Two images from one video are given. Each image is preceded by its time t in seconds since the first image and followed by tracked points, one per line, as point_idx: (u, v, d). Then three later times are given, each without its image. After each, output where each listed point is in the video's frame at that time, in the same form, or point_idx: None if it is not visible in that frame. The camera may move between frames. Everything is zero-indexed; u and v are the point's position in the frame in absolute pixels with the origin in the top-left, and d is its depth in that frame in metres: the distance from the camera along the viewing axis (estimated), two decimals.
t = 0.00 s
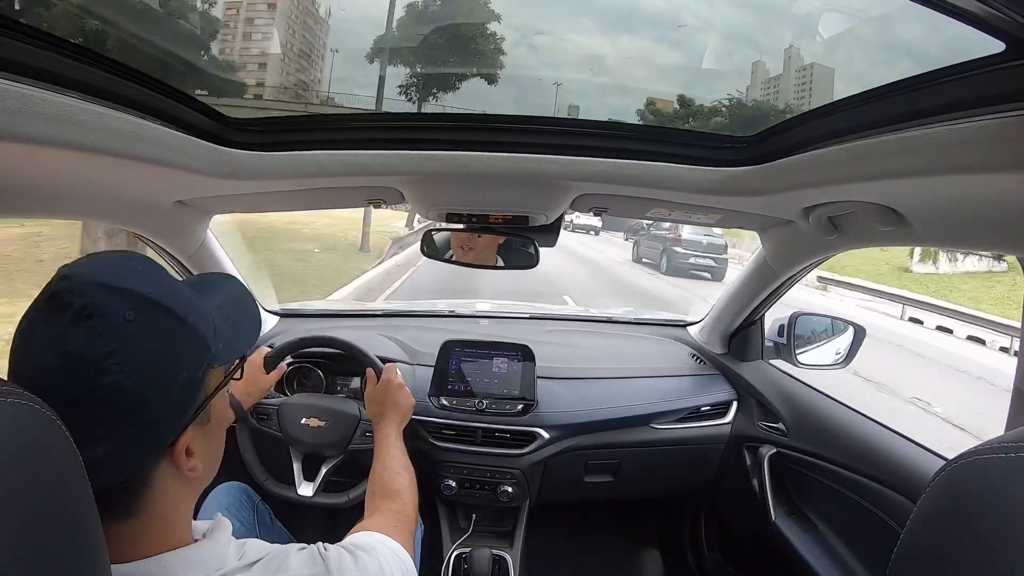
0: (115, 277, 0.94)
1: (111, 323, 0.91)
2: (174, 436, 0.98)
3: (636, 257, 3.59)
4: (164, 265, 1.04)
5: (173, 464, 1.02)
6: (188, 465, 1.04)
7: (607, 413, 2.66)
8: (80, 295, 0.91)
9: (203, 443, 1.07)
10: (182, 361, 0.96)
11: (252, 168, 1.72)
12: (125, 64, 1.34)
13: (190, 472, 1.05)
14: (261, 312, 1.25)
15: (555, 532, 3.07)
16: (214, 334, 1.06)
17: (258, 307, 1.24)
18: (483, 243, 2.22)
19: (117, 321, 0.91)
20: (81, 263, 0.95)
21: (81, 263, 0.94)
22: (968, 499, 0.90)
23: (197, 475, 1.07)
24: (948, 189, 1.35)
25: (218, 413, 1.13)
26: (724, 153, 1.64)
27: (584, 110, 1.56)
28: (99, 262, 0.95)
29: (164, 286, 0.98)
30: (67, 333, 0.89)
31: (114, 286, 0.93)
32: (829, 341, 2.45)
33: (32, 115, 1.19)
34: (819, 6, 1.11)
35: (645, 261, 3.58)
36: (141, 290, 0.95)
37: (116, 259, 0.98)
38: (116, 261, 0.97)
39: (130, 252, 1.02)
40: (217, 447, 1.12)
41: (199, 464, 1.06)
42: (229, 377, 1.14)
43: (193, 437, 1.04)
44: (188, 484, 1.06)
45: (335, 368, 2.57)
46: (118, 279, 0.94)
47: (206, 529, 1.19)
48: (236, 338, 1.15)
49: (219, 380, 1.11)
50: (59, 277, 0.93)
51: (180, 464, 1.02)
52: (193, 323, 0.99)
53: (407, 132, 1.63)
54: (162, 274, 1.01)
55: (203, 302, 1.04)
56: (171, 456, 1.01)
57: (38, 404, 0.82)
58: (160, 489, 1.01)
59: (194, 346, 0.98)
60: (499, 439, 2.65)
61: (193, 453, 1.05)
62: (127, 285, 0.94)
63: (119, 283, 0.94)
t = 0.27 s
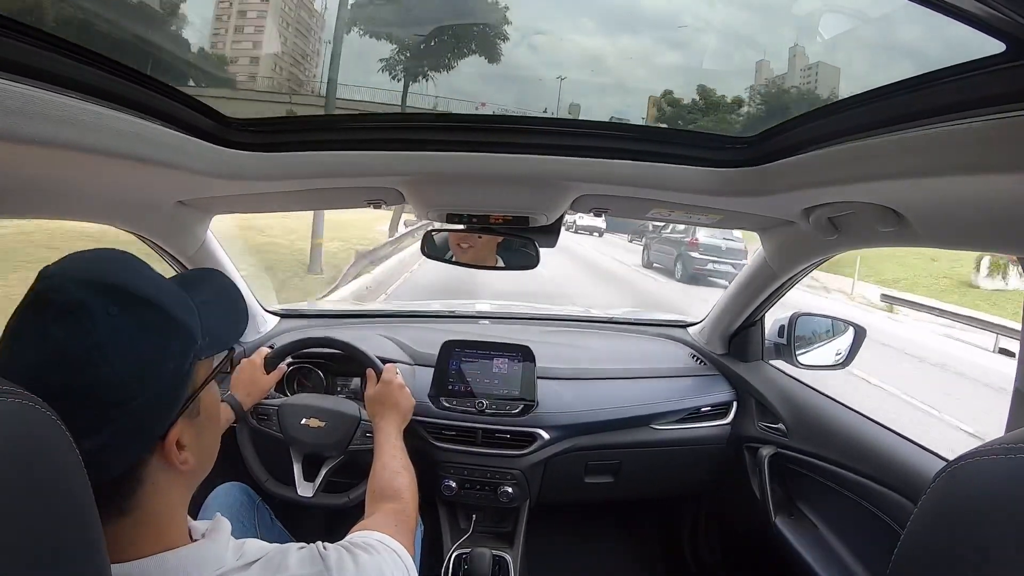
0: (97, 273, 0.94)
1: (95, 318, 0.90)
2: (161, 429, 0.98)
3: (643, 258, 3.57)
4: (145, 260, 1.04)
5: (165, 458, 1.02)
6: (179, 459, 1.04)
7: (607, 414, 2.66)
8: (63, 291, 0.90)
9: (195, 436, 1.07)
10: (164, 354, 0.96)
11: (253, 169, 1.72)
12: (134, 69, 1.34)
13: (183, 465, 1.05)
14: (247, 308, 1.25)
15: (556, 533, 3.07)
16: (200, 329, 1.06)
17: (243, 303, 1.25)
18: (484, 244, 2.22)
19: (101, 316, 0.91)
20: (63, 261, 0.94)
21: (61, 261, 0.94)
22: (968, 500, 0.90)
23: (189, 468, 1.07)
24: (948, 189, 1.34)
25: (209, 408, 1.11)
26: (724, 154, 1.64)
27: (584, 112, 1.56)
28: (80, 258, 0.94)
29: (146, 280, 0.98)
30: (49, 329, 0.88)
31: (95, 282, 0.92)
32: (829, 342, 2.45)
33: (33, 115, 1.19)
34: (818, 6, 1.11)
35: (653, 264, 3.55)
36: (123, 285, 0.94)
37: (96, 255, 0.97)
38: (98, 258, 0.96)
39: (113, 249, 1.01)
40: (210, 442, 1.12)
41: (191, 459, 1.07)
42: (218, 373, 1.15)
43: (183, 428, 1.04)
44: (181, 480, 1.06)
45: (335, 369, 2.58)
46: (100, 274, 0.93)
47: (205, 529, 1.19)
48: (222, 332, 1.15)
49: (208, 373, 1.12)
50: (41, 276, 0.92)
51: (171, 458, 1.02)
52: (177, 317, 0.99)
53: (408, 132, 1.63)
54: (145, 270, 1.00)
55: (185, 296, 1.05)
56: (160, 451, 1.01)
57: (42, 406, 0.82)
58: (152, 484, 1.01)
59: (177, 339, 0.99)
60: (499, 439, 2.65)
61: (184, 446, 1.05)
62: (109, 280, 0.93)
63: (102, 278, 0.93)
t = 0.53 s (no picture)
0: (101, 271, 0.93)
1: (98, 319, 0.90)
2: (162, 428, 0.98)
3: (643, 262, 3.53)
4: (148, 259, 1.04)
5: (166, 459, 1.02)
6: (181, 459, 1.04)
7: (607, 414, 2.66)
8: (68, 290, 0.90)
9: (195, 436, 1.08)
10: (166, 356, 0.97)
11: (254, 168, 1.72)
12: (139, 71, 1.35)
13: (184, 465, 1.05)
14: (246, 307, 1.25)
15: (556, 532, 3.08)
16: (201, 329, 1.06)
17: (243, 303, 1.25)
18: (485, 243, 2.23)
19: (104, 317, 0.91)
20: (67, 256, 0.94)
21: (66, 258, 0.94)
22: (968, 500, 0.90)
23: (190, 469, 1.07)
24: (949, 189, 1.34)
25: (210, 408, 1.12)
26: (722, 153, 1.64)
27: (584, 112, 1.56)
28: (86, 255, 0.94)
29: (149, 280, 0.98)
30: (53, 328, 0.88)
31: (99, 281, 0.92)
32: (829, 342, 2.46)
33: (34, 116, 1.19)
34: (818, 5, 1.11)
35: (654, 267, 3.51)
36: (126, 284, 0.94)
37: (100, 253, 0.97)
38: (102, 255, 0.96)
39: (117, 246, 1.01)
40: (209, 442, 1.13)
41: (192, 459, 1.07)
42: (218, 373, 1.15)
43: (184, 429, 1.04)
44: (181, 481, 1.06)
45: (335, 368, 2.57)
46: (105, 273, 0.93)
47: (205, 529, 1.19)
48: (221, 332, 1.15)
49: (208, 373, 1.12)
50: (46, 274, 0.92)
51: (173, 459, 1.03)
52: (179, 318, 1.00)
53: (408, 132, 1.63)
54: (149, 270, 1.00)
55: (187, 296, 1.05)
56: (162, 451, 1.01)
57: (42, 404, 0.83)
58: (154, 485, 1.01)
59: (178, 341, 0.99)
60: (499, 439, 2.65)
61: (185, 446, 1.06)
62: (113, 279, 0.93)
63: (107, 278, 0.93)
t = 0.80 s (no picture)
0: (109, 275, 0.93)
1: (107, 322, 0.91)
2: (173, 433, 0.98)
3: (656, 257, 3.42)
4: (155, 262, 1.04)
5: (174, 461, 1.02)
6: (189, 461, 1.05)
7: (609, 412, 2.66)
8: (76, 294, 0.90)
9: (201, 439, 1.09)
10: (177, 359, 0.96)
11: (254, 168, 1.72)
12: (136, 69, 1.34)
13: (191, 468, 1.06)
14: (253, 309, 1.25)
15: (557, 530, 3.08)
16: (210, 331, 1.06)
17: (249, 305, 1.25)
18: (485, 242, 2.23)
19: (114, 320, 0.91)
20: (75, 260, 0.94)
21: (74, 261, 0.94)
22: (969, 498, 0.90)
23: (196, 472, 1.08)
24: (949, 186, 1.34)
25: (217, 411, 1.13)
26: (720, 151, 1.64)
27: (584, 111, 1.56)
28: (94, 258, 0.94)
29: (157, 282, 0.98)
30: (63, 332, 0.89)
31: (107, 284, 0.92)
32: (830, 339, 2.50)
33: (34, 117, 1.19)
34: (818, 4, 1.11)
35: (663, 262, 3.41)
36: (135, 288, 0.94)
37: (107, 256, 0.97)
38: (110, 259, 0.96)
39: (124, 250, 1.01)
40: (213, 443, 1.13)
41: (198, 461, 1.07)
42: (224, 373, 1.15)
43: (192, 433, 1.05)
44: (187, 482, 1.06)
45: (335, 367, 2.56)
46: (113, 276, 0.93)
47: (207, 530, 1.19)
48: (228, 335, 1.15)
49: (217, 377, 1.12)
50: (53, 277, 0.92)
51: (180, 460, 1.03)
52: (189, 320, 0.99)
53: (408, 131, 1.63)
54: (157, 272, 1.00)
55: (195, 299, 1.05)
56: (170, 454, 1.02)
57: (41, 405, 0.82)
58: (165, 488, 1.02)
59: (189, 343, 0.99)
60: (501, 437, 2.65)
61: (192, 449, 1.06)
62: (122, 283, 0.93)
63: (115, 282, 0.93)
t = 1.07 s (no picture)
0: (106, 293, 0.92)
1: (104, 343, 0.90)
2: (173, 450, 0.98)
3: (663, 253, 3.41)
4: (155, 273, 1.02)
5: (173, 476, 1.02)
6: (188, 476, 1.05)
7: (610, 414, 2.66)
8: (72, 314, 0.89)
9: (201, 452, 1.08)
10: (178, 379, 0.95)
11: (253, 171, 1.72)
12: (135, 74, 1.35)
13: (191, 482, 1.06)
14: (254, 311, 1.24)
15: (558, 532, 3.08)
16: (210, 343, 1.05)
17: (250, 307, 1.23)
18: (485, 244, 2.22)
19: (110, 340, 0.90)
20: (69, 277, 0.93)
21: (70, 279, 0.92)
22: (971, 496, 0.90)
23: (196, 484, 1.08)
24: (948, 185, 1.34)
25: (217, 423, 1.13)
26: (719, 151, 1.64)
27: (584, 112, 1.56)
28: (90, 275, 0.93)
29: (155, 298, 0.96)
30: (60, 353, 0.88)
31: (103, 304, 0.91)
32: (830, 340, 2.51)
33: (34, 123, 1.19)
34: (816, 4, 1.11)
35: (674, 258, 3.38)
36: (132, 306, 0.93)
37: (104, 271, 0.95)
38: (105, 274, 0.94)
39: (119, 262, 0.99)
40: (214, 454, 1.13)
41: (198, 474, 1.07)
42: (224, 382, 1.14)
43: (192, 449, 1.05)
44: (187, 493, 1.06)
45: (335, 370, 2.55)
46: (109, 295, 0.92)
47: (207, 534, 1.19)
48: (231, 342, 1.14)
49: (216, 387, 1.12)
50: (47, 296, 0.91)
51: (180, 475, 1.03)
52: (189, 338, 0.98)
53: (408, 133, 1.63)
54: (155, 285, 0.99)
55: (196, 311, 1.03)
56: (171, 468, 1.02)
57: (39, 409, 0.82)
58: (164, 502, 1.02)
59: (190, 361, 0.97)
60: (501, 440, 2.65)
61: (192, 463, 1.06)
62: (118, 301, 0.92)
63: (111, 300, 0.92)
